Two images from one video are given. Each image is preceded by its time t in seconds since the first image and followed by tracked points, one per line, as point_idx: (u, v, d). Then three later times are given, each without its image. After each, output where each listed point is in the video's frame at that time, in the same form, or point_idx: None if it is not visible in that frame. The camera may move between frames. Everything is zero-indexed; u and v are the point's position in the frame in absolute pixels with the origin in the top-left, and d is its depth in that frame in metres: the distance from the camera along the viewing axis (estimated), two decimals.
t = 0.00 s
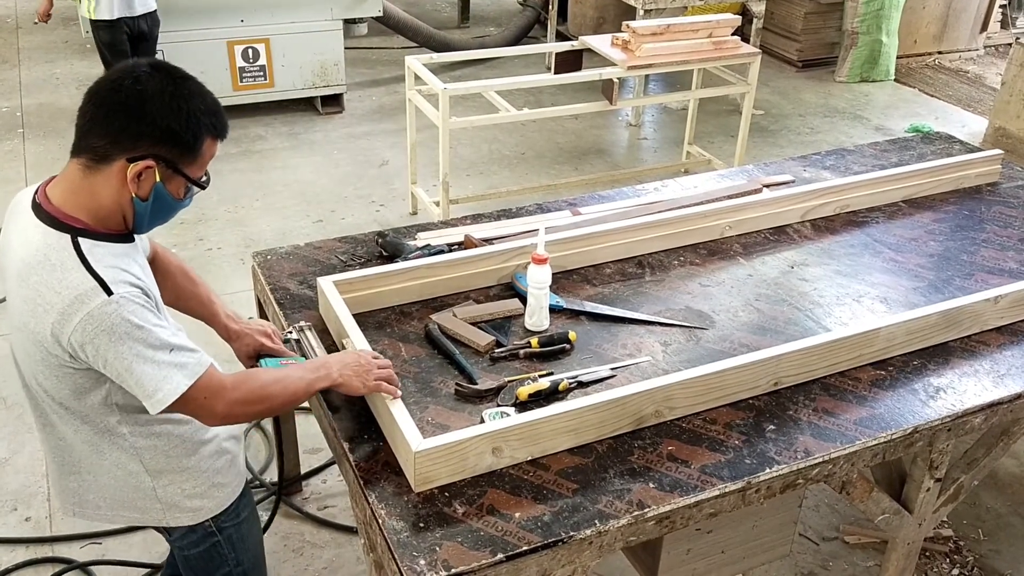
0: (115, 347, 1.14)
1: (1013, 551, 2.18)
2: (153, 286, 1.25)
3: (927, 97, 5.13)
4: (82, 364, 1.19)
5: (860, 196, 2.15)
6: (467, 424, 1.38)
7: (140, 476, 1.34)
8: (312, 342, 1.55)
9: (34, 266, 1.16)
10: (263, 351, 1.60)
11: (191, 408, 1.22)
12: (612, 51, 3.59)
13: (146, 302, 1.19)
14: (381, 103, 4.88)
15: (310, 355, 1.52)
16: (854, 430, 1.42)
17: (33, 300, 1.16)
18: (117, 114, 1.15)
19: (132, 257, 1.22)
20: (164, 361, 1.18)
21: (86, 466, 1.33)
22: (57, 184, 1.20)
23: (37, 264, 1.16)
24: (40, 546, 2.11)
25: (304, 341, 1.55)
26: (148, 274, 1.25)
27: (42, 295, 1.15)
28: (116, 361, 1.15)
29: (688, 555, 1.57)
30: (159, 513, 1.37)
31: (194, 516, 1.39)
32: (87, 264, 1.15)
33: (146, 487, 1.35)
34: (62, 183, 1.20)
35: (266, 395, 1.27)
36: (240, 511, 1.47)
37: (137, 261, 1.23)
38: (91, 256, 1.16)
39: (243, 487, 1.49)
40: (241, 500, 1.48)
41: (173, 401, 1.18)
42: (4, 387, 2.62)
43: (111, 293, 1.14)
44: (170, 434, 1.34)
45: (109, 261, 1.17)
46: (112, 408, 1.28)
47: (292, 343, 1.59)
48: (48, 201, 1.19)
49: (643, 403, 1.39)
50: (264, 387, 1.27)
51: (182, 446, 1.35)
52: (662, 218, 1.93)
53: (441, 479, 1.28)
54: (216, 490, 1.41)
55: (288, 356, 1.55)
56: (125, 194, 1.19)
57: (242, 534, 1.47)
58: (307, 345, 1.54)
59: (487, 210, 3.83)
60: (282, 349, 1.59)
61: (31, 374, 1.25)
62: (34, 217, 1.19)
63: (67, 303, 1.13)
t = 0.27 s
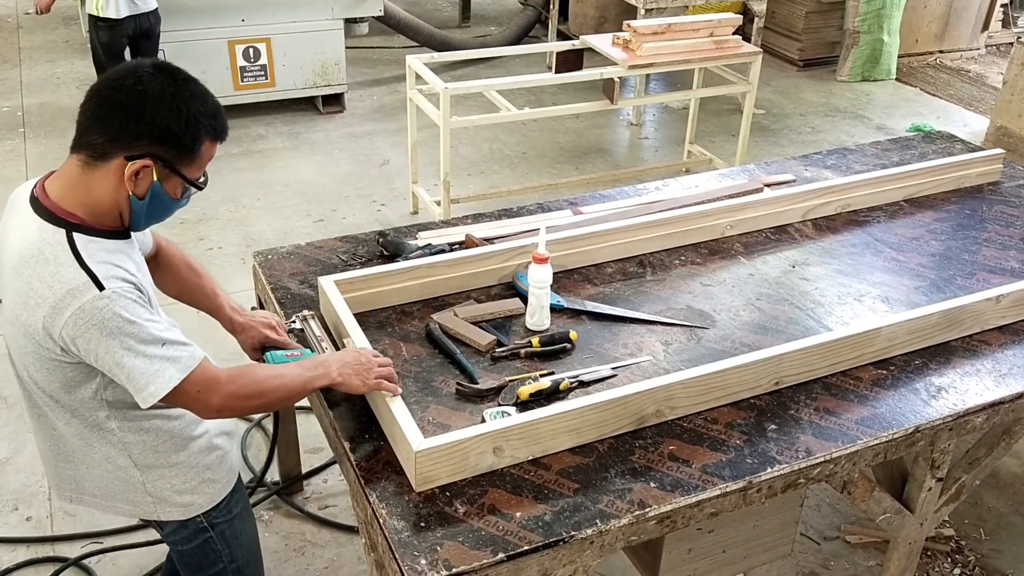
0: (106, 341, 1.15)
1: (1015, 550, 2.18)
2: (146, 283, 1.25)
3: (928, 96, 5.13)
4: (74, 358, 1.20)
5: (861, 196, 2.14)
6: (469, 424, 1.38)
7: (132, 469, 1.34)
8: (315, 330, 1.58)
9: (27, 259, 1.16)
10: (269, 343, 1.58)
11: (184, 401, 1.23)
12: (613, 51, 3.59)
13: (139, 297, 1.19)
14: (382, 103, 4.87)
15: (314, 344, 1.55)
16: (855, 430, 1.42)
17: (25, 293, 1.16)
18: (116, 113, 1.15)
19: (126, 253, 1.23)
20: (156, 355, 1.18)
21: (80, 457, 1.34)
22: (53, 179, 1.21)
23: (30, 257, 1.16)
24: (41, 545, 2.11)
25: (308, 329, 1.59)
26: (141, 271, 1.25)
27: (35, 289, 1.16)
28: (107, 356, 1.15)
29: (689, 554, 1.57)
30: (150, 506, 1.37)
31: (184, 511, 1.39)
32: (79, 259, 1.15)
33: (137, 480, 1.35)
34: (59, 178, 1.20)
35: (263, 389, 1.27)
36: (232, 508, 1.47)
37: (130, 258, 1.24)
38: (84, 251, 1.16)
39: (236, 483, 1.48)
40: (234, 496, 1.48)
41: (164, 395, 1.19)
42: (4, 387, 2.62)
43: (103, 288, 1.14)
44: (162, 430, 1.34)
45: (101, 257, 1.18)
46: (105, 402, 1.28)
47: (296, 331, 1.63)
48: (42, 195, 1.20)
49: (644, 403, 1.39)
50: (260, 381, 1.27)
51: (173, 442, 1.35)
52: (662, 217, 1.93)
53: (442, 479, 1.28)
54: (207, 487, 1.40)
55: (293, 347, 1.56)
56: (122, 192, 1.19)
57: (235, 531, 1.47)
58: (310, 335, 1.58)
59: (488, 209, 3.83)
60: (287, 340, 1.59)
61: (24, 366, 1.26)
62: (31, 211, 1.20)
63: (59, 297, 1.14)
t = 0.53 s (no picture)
0: (100, 339, 1.15)
1: (1015, 550, 2.18)
2: (142, 282, 1.26)
3: (929, 96, 5.12)
4: (70, 355, 1.20)
5: (862, 195, 2.14)
6: (469, 424, 1.38)
7: (128, 465, 1.34)
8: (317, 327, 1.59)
9: (23, 256, 1.16)
10: (270, 341, 1.58)
11: (180, 397, 1.23)
12: (614, 51, 3.59)
13: (134, 294, 1.19)
14: (383, 103, 4.87)
15: (315, 342, 1.55)
16: (855, 430, 1.42)
17: (21, 291, 1.17)
18: (113, 112, 1.15)
19: (122, 252, 1.23)
20: (151, 353, 1.18)
21: (76, 454, 1.34)
22: (50, 177, 1.21)
23: (26, 255, 1.16)
24: (42, 545, 2.12)
25: (309, 327, 1.60)
26: (137, 271, 1.25)
27: (30, 287, 1.16)
28: (102, 353, 1.16)
29: (690, 554, 1.57)
30: (147, 503, 1.37)
31: (182, 508, 1.39)
32: (74, 257, 1.15)
33: (134, 477, 1.35)
34: (57, 176, 1.20)
35: (260, 386, 1.27)
36: (229, 505, 1.47)
37: (127, 257, 1.24)
38: (79, 249, 1.16)
39: (233, 480, 1.48)
40: (231, 493, 1.48)
41: (159, 391, 1.19)
42: (5, 387, 2.62)
43: (97, 285, 1.15)
44: (158, 426, 1.34)
45: (96, 255, 1.18)
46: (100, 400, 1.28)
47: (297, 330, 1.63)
48: (40, 194, 1.20)
49: (644, 403, 1.39)
50: (258, 378, 1.27)
51: (168, 438, 1.35)
52: (662, 217, 1.93)
53: (442, 479, 1.28)
54: (204, 484, 1.40)
55: (294, 344, 1.56)
56: (118, 192, 1.19)
57: (233, 528, 1.47)
58: (311, 332, 1.58)
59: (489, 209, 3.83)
60: (289, 339, 1.58)
61: (20, 364, 1.26)
62: (27, 209, 1.20)
63: (54, 295, 1.14)
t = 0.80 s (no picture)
0: (102, 338, 1.15)
1: (1016, 550, 2.18)
2: (142, 280, 1.26)
3: (929, 96, 5.12)
4: (72, 353, 1.21)
5: (861, 195, 2.14)
6: (470, 423, 1.38)
7: (129, 464, 1.34)
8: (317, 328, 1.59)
9: (24, 256, 1.17)
10: (271, 340, 1.57)
11: (181, 396, 1.23)
12: (614, 51, 3.58)
13: (134, 293, 1.19)
14: (383, 103, 4.88)
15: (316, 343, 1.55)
16: (855, 429, 1.42)
17: (23, 290, 1.17)
18: (110, 112, 1.15)
19: (122, 251, 1.23)
20: (152, 351, 1.18)
21: (78, 453, 1.34)
22: (50, 177, 1.21)
23: (26, 254, 1.16)
24: (43, 545, 2.12)
25: (309, 328, 1.59)
26: (137, 269, 1.25)
27: (30, 286, 1.16)
28: (104, 351, 1.16)
29: (690, 553, 1.57)
30: (149, 502, 1.37)
31: (183, 506, 1.39)
32: (74, 256, 1.15)
33: (135, 475, 1.35)
34: (56, 176, 1.20)
35: (262, 385, 1.27)
36: (231, 503, 1.47)
37: (127, 256, 1.24)
38: (79, 248, 1.16)
39: (234, 478, 1.48)
40: (232, 491, 1.48)
41: (161, 390, 1.19)
42: (6, 387, 2.62)
43: (98, 284, 1.15)
44: (158, 425, 1.34)
45: (97, 254, 1.18)
46: (101, 399, 1.28)
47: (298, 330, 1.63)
48: (40, 193, 1.20)
49: (644, 402, 1.39)
50: (259, 376, 1.27)
51: (169, 436, 1.35)
52: (662, 217, 1.93)
53: (443, 478, 1.28)
54: (206, 482, 1.40)
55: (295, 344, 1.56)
56: (116, 191, 1.19)
57: (234, 526, 1.47)
58: (311, 333, 1.58)
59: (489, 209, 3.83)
60: (289, 338, 1.58)
61: (22, 363, 1.26)
62: (28, 208, 1.20)
63: (55, 294, 1.14)
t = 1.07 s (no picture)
0: (104, 341, 1.15)
1: (1017, 549, 2.18)
2: (143, 282, 1.26)
3: (931, 95, 5.12)
4: (73, 356, 1.21)
5: (863, 194, 2.14)
6: (471, 423, 1.38)
7: (130, 467, 1.34)
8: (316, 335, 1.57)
9: (24, 259, 1.17)
10: (268, 343, 1.60)
11: (184, 397, 1.23)
12: (616, 50, 3.58)
13: (136, 295, 1.19)
14: (384, 102, 4.87)
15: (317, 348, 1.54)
16: (857, 429, 1.42)
17: (23, 294, 1.17)
18: (111, 112, 1.15)
19: (123, 253, 1.23)
20: (154, 354, 1.18)
21: (78, 456, 1.34)
22: (50, 179, 1.21)
23: (26, 258, 1.16)
24: (44, 544, 2.12)
25: (309, 335, 1.58)
26: (138, 271, 1.25)
27: (31, 290, 1.16)
28: (105, 355, 1.16)
29: (693, 553, 1.57)
30: (150, 504, 1.37)
31: (185, 508, 1.39)
32: (75, 259, 1.15)
33: (136, 478, 1.35)
34: (56, 178, 1.20)
35: (265, 386, 1.27)
36: (232, 504, 1.47)
37: (128, 258, 1.24)
38: (80, 251, 1.16)
39: (236, 480, 1.48)
40: (234, 492, 1.48)
41: (164, 392, 1.19)
42: (7, 386, 2.62)
43: (99, 287, 1.15)
44: (159, 427, 1.34)
45: (97, 256, 1.18)
46: (102, 402, 1.28)
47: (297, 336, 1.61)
48: (40, 196, 1.20)
49: (645, 402, 1.39)
50: (262, 377, 1.27)
51: (170, 438, 1.35)
52: (664, 216, 1.93)
53: (444, 478, 1.28)
54: (207, 483, 1.40)
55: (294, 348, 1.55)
56: (117, 192, 1.19)
57: (236, 527, 1.47)
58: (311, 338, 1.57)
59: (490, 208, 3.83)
60: (286, 341, 1.59)
61: (22, 366, 1.26)
62: (28, 211, 1.20)
63: (55, 297, 1.14)
